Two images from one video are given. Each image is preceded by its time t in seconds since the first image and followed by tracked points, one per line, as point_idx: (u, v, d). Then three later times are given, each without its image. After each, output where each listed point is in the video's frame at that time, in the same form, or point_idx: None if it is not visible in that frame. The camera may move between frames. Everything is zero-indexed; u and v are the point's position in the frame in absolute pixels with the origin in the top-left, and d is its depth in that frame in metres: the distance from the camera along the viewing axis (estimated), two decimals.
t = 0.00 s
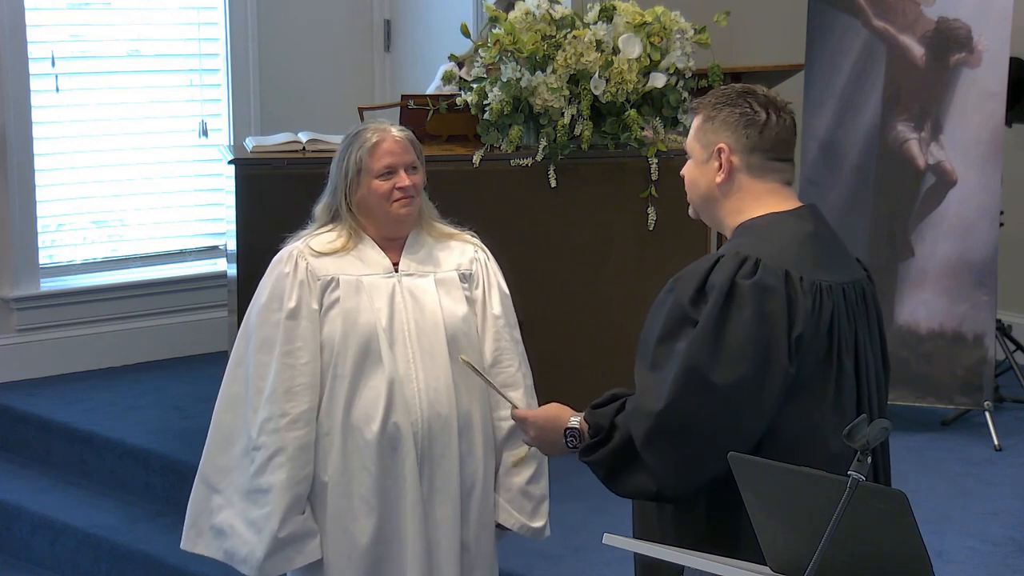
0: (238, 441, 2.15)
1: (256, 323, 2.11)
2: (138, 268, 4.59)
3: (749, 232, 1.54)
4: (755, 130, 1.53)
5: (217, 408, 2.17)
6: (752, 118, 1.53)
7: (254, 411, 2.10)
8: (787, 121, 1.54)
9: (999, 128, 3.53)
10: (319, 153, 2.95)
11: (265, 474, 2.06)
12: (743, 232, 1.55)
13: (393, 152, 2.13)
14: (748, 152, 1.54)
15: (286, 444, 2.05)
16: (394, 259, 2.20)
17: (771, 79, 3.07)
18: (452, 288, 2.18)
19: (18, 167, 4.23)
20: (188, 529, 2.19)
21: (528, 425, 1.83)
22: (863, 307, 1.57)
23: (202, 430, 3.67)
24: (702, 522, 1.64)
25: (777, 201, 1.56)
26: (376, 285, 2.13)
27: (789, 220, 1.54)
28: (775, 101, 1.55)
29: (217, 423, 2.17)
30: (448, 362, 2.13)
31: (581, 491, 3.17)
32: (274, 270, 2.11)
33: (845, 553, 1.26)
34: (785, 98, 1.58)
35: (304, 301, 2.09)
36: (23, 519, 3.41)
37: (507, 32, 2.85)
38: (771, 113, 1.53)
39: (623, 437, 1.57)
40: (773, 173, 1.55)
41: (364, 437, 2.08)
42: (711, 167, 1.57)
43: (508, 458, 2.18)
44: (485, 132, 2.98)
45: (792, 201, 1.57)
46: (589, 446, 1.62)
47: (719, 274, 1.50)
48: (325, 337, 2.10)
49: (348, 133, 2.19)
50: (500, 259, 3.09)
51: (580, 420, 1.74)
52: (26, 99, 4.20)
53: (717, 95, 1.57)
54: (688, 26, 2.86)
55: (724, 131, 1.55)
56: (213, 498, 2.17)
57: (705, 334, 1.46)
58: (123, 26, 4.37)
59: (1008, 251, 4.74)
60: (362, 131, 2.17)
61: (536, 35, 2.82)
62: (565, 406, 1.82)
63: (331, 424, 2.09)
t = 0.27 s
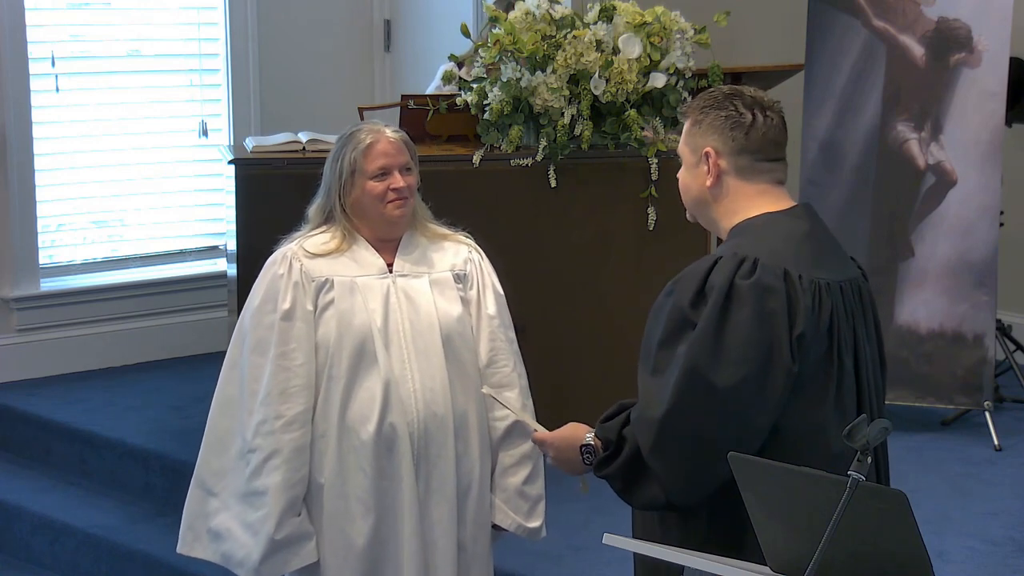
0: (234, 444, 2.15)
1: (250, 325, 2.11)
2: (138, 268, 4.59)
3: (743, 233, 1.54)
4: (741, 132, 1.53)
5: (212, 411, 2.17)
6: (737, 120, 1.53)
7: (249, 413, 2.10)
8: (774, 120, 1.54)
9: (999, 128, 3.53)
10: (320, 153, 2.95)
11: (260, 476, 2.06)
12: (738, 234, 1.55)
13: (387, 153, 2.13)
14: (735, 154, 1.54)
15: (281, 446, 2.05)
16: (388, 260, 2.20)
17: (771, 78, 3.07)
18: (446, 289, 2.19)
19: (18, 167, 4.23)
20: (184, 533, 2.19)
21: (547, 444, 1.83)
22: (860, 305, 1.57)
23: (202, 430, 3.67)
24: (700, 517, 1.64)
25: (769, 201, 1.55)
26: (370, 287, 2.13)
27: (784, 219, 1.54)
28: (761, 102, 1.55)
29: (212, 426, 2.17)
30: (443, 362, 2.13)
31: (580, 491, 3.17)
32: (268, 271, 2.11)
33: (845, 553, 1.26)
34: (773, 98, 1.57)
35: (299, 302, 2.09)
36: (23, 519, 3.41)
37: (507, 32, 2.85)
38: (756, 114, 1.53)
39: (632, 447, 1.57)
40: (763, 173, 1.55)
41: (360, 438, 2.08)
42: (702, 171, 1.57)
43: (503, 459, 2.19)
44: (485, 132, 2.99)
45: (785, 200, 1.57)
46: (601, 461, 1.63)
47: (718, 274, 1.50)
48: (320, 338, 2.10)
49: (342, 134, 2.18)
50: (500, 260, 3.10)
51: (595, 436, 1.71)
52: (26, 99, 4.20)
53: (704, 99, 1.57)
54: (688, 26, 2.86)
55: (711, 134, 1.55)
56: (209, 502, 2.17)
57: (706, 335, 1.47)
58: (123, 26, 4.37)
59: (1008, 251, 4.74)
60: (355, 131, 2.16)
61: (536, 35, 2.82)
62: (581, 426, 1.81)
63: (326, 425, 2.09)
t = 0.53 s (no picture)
0: (229, 445, 2.15)
1: (245, 326, 2.10)
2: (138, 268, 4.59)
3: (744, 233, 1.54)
4: (755, 130, 1.53)
5: (207, 413, 2.17)
6: (752, 118, 1.54)
7: (244, 414, 2.09)
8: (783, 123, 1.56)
9: (999, 128, 3.53)
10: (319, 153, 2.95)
11: (256, 477, 2.06)
12: (732, 239, 1.55)
13: (383, 152, 2.13)
14: (747, 152, 1.54)
15: (277, 447, 2.04)
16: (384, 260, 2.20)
17: (771, 78, 3.07)
18: (442, 289, 2.19)
19: (18, 167, 4.23)
20: (179, 535, 2.18)
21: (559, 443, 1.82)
22: (858, 306, 1.57)
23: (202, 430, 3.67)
24: (700, 518, 1.64)
25: (776, 201, 1.56)
26: (366, 287, 2.13)
27: (781, 219, 1.54)
28: (771, 104, 1.56)
29: (207, 427, 2.17)
30: (439, 362, 2.13)
31: (579, 491, 3.17)
32: (264, 273, 2.11)
33: (846, 553, 1.26)
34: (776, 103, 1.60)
35: (294, 303, 2.09)
36: (23, 520, 3.41)
37: (507, 32, 2.85)
38: (769, 114, 1.55)
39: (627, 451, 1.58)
40: (772, 173, 1.56)
41: (356, 439, 2.08)
42: (712, 167, 1.56)
43: (500, 459, 2.19)
44: (485, 132, 2.99)
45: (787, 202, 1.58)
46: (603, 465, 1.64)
47: (717, 275, 1.50)
48: (316, 339, 2.10)
49: (337, 135, 2.18)
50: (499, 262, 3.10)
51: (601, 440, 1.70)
52: (26, 99, 4.20)
53: (712, 97, 1.57)
54: (688, 26, 2.85)
55: (724, 131, 1.54)
56: (204, 504, 2.17)
57: (702, 337, 1.47)
58: (123, 26, 4.37)
59: (1008, 251, 4.74)
60: (350, 132, 2.17)
61: (536, 35, 2.82)
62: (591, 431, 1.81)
63: (322, 426, 2.09)
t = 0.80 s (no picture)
0: (226, 446, 2.15)
1: (242, 326, 2.10)
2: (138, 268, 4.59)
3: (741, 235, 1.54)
4: (742, 135, 1.52)
5: (205, 414, 2.17)
6: (739, 123, 1.52)
7: (242, 414, 2.10)
8: (776, 123, 1.53)
9: (999, 128, 3.53)
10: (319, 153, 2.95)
11: (253, 477, 2.06)
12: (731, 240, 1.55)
13: (381, 158, 2.13)
14: (734, 157, 1.53)
15: (274, 447, 2.04)
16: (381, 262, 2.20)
17: (771, 78, 3.07)
18: (440, 290, 2.19)
19: (18, 167, 4.23)
20: (177, 536, 2.19)
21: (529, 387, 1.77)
22: (859, 307, 1.57)
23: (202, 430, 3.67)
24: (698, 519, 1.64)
25: (769, 204, 1.55)
26: (363, 287, 2.13)
27: (780, 221, 1.54)
28: (763, 104, 1.54)
29: (205, 428, 2.17)
30: (436, 362, 2.13)
31: (579, 491, 3.17)
32: (261, 273, 2.11)
33: (846, 553, 1.26)
34: (775, 100, 1.57)
35: (292, 304, 2.09)
36: (23, 520, 3.41)
37: (507, 32, 2.85)
38: (758, 117, 1.53)
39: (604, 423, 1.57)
40: (764, 176, 1.54)
41: (354, 438, 2.08)
42: (702, 173, 1.56)
43: (497, 460, 2.19)
44: (485, 132, 2.99)
45: (784, 203, 1.56)
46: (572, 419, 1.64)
47: (715, 275, 1.50)
48: (313, 339, 2.10)
49: (336, 136, 2.18)
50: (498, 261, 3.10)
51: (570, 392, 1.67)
52: (26, 98, 4.20)
53: (705, 100, 1.57)
54: (688, 26, 2.85)
55: (711, 137, 1.54)
56: (201, 505, 2.17)
57: (696, 334, 1.47)
58: (123, 26, 4.37)
59: (1008, 251, 4.74)
60: (350, 134, 2.16)
61: (536, 35, 2.82)
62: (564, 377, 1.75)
63: (320, 426, 2.09)
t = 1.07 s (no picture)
0: (222, 447, 2.15)
1: (239, 327, 2.11)
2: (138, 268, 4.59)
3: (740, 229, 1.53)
4: (745, 129, 1.52)
5: (201, 415, 2.17)
6: (742, 117, 1.53)
7: (239, 415, 2.10)
8: (776, 120, 1.54)
9: (999, 128, 3.53)
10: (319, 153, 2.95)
11: (250, 478, 2.06)
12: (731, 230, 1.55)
13: (377, 157, 2.13)
14: (737, 151, 1.53)
15: (272, 448, 2.04)
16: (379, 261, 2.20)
17: (771, 78, 3.07)
18: (436, 291, 2.19)
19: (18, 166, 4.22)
20: (173, 537, 2.19)
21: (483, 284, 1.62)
22: (854, 303, 1.57)
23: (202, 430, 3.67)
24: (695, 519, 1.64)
25: (768, 199, 1.56)
26: (359, 288, 2.13)
27: (776, 217, 1.54)
28: (763, 100, 1.55)
29: (201, 429, 2.17)
30: (434, 362, 2.13)
31: (578, 491, 3.17)
32: (257, 274, 2.11)
33: (846, 553, 1.26)
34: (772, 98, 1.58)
35: (288, 304, 2.09)
36: (23, 520, 3.41)
37: (507, 32, 2.85)
38: (760, 112, 1.53)
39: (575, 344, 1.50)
40: (763, 172, 1.55)
41: (351, 439, 2.08)
42: (703, 167, 1.56)
43: (494, 461, 2.18)
44: (485, 132, 2.99)
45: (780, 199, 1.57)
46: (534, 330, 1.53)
47: (706, 256, 1.49)
48: (310, 340, 2.10)
49: (332, 136, 2.18)
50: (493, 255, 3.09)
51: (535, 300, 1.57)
52: (26, 98, 4.20)
53: (705, 95, 1.57)
54: (688, 26, 2.86)
55: (715, 130, 1.54)
56: (197, 506, 2.17)
57: (683, 304, 1.45)
58: (123, 26, 4.37)
59: (1008, 251, 4.74)
60: (345, 134, 2.16)
61: (536, 35, 2.82)
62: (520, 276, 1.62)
63: (317, 427, 2.09)
